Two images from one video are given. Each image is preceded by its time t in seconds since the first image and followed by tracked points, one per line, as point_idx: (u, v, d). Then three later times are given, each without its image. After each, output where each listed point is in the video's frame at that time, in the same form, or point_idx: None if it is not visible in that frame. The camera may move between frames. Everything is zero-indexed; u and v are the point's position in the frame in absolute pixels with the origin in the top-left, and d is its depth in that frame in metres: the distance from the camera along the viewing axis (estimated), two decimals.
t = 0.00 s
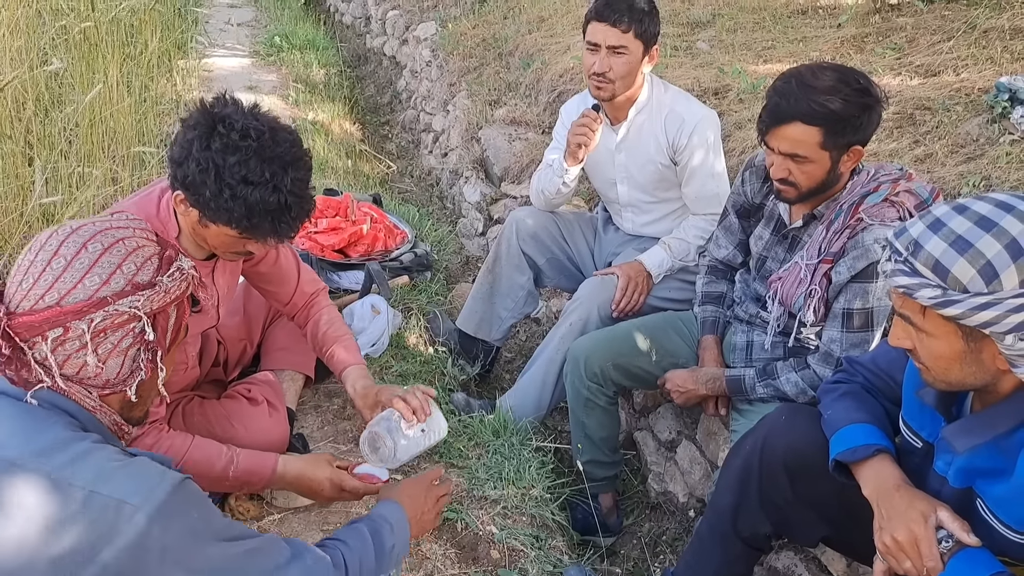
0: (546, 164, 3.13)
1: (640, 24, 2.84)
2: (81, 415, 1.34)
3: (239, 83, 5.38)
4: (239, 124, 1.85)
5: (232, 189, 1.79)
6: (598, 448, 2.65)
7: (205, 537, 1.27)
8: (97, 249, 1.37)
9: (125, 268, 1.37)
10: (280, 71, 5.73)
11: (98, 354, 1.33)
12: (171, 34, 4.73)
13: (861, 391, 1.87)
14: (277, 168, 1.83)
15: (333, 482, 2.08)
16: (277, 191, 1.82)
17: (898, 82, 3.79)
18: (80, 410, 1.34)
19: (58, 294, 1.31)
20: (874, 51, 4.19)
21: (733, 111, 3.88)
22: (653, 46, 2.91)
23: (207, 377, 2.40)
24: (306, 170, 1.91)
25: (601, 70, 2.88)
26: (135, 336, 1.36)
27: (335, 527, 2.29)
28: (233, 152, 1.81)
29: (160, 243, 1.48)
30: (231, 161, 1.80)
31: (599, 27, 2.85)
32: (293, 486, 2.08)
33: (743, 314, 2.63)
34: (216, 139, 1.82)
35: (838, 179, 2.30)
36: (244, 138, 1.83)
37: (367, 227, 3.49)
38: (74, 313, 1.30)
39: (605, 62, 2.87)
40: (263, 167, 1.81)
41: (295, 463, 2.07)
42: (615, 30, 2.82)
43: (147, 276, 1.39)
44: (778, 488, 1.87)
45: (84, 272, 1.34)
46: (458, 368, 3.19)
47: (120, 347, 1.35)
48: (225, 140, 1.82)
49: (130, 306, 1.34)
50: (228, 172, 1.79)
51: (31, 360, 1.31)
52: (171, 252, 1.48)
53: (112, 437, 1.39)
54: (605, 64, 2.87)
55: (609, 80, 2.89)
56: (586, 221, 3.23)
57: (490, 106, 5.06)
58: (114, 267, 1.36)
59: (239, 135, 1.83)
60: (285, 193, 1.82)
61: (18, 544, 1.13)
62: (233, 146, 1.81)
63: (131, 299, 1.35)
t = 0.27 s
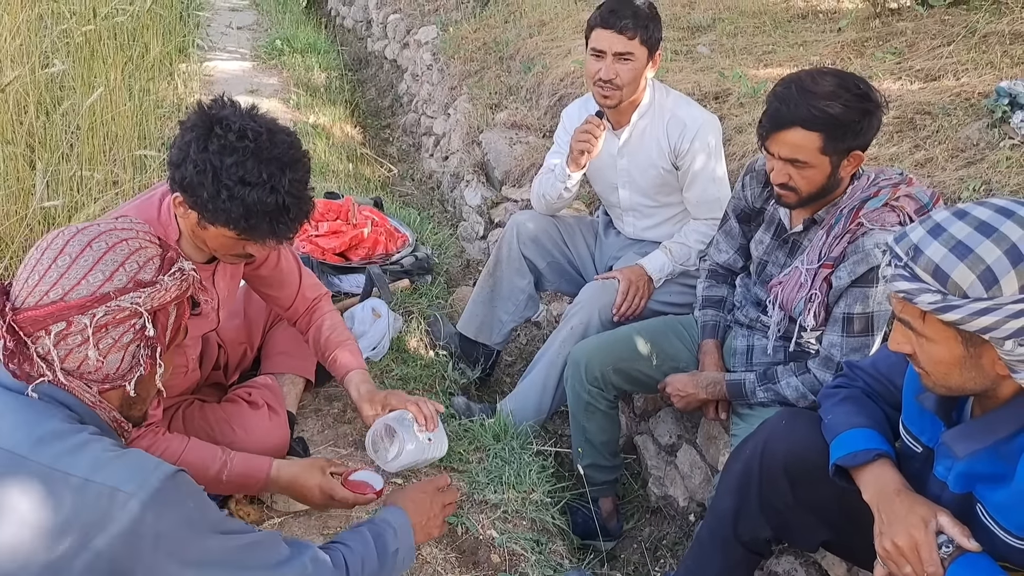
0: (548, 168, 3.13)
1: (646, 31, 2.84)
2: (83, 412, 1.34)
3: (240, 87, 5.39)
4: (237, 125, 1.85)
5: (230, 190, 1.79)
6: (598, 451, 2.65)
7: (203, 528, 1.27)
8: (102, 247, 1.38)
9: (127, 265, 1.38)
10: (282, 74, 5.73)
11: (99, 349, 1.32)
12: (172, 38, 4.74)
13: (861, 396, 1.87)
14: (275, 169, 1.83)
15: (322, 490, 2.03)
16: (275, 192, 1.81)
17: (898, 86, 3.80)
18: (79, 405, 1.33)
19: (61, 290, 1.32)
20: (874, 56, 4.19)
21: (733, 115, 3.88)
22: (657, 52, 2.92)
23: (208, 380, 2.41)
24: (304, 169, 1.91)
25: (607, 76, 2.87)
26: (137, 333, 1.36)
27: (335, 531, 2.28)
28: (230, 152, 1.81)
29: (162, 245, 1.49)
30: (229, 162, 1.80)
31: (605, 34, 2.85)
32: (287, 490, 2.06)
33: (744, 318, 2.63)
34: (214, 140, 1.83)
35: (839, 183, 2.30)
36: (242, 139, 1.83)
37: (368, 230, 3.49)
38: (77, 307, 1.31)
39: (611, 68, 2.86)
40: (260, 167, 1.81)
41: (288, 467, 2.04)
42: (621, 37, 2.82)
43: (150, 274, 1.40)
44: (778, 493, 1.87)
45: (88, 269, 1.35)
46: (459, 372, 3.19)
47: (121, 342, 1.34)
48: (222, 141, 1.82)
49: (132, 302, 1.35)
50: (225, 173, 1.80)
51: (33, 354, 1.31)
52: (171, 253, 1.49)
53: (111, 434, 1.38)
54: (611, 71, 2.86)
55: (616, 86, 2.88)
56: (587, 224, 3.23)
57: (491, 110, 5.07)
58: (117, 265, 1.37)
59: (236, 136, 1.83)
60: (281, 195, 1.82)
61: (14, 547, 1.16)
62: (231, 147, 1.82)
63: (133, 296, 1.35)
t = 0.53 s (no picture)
0: (549, 172, 3.13)
1: (649, 35, 2.85)
2: (69, 418, 1.34)
3: (242, 90, 5.40)
4: (233, 122, 1.86)
5: (226, 186, 1.80)
6: (600, 455, 2.65)
7: (186, 540, 1.25)
8: (86, 251, 1.39)
9: (112, 269, 1.39)
10: (284, 78, 5.74)
11: (83, 354, 1.33)
12: (174, 41, 4.74)
13: (863, 401, 1.87)
14: (272, 166, 1.83)
15: (287, 502, 2.08)
16: (272, 189, 1.82)
17: (899, 90, 3.80)
18: (67, 411, 1.34)
19: (45, 295, 1.33)
20: (876, 59, 4.19)
21: (735, 119, 3.89)
22: (659, 56, 2.92)
23: (208, 384, 2.41)
24: (302, 168, 1.92)
25: (610, 81, 2.87)
26: (122, 337, 1.37)
27: (336, 535, 2.28)
28: (227, 149, 1.82)
29: (149, 247, 1.50)
30: (225, 158, 1.81)
31: (608, 38, 2.85)
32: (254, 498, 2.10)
33: (745, 322, 2.63)
34: (210, 137, 1.83)
35: (841, 188, 2.30)
36: (239, 136, 1.84)
37: (369, 234, 3.50)
38: (61, 312, 1.32)
39: (614, 73, 2.86)
40: (257, 164, 1.82)
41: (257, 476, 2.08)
42: (623, 41, 2.82)
43: (135, 277, 1.40)
44: (781, 497, 1.87)
45: (72, 272, 1.36)
46: (461, 376, 3.18)
47: (105, 347, 1.35)
48: (219, 138, 1.83)
49: (116, 306, 1.35)
50: (222, 170, 1.80)
51: (19, 359, 1.32)
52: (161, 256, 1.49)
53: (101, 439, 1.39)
54: (614, 75, 2.86)
55: (619, 90, 2.88)
56: (589, 228, 3.23)
57: (492, 113, 5.07)
58: (101, 268, 1.38)
59: (233, 133, 1.84)
60: (278, 193, 1.82)
61: (11, 552, 1.12)
62: (228, 143, 1.83)
63: (117, 299, 1.36)
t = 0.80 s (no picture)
0: (551, 176, 3.13)
1: (649, 38, 2.85)
2: (68, 427, 1.32)
3: (244, 95, 5.41)
4: (234, 122, 1.86)
5: (226, 186, 1.80)
6: (602, 460, 2.65)
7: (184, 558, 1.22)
8: (86, 259, 1.40)
9: (112, 278, 1.39)
10: (285, 82, 5.75)
11: (81, 364, 1.32)
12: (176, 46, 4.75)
13: (865, 405, 1.86)
14: (272, 167, 1.84)
15: (273, 500, 2.10)
16: (272, 189, 1.82)
17: (901, 95, 3.80)
18: (66, 421, 1.33)
19: (44, 303, 1.33)
20: (878, 64, 4.19)
21: (737, 123, 3.89)
22: (660, 59, 2.93)
23: (209, 389, 2.40)
24: (303, 170, 1.92)
25: (610, 83, 2.87)
26: (120, 348, 1.36)
27: (337, 540, 2.27)
28: (227, 149, 1.83)
29: (152, 257, 1.49)
30: (225, 158, 1.81)
31: (609, 40, 2.86)
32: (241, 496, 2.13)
33: (747, 326, 2.63)
34: (211, 137, 1.84)
35: (843, 193, 2.30)
36: (239, 136, 1.84)
37: (371, 238, 3.49)
38: (58, 320, 1.31)
39: (615, 75, 2.86)
40: (257, 164, 1.82)
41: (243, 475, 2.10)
42: (624, 44, 2.83)
43: (135, 287, 1.40)
44: (783, 502, 1.86)
45: (71, 280, 1.36)
46: (462, 381, 3.18)
47: (103, 357, 1.34)
48: (220, 138, 1.83)
49: (115, 316, 1.35)
50: (222, 170, 1.81)
51: (16, 368, 1.31)
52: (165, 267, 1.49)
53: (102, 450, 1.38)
54: (614, 78, 2.86)
55: (619, 93, 2.88)
56: (591, 233, 3.23)
57: (494, 118, 5.08)
58: (101, 277, 1.38)
59: (234, 133, 1.85)
60: (278, 193, 1.83)
61: (13, 556, 1.12)
62: (228, 143, 1.83)
63: (115, 309, 1.35)
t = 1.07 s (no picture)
0: (554, 182, 3.13)
1: (653, 43, 2.85)
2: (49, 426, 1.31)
3: (247, 100, 5.41)
4: (236, 119, 1.87)
5: (229, 182, 1.80)
6: (604, 466, 2.65)
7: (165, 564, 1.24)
8: (76, 260, 1.41)
9: (97, 279, 1.39)
10: (288, 88, 5.76)
11: (57, 361, 1.30)
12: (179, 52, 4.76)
13: (868, 412, 1.85)
14: (274, 163, 1.84)
15: (273, 496, 2.09)
16: (275, 185, 1.83)
17: (904, 101, 3.80)
18: (48, 420, 1.32)
19: (31, 301, 1.35)
20: (880, 70, 4.20)
21: (739, 129, 3.89)
22: (663, 65, 2.93)
23: (211, 395, 2.40)
24: (303, 167, 1.92)
25: (614, 88, 2.88)
26: (98, 347, 1.32)
27: (338, 547, 2.27)
28: (229, 146, 1.83)
29: (150, 263, 1.48)
30: (227, 156, 1.81)
31: (612, 45, 2.86)
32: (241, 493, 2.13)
33: (750, 332, 2.62)
34: (213, 135, 1.84)
35: (846, 199, 2.30)
36: (240, 134, 1.85)
37: (373, 244, 3.49)
38: (39, 317, 1.31)
39: (618, 81, 2.86)
40: (259, 161, 1.83)
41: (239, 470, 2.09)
42: (628, 49, 2.83)
43: (120, 288, 1.38)
44: (785, 508, 1.86)
45: (58, 280, 1.38)
46: (464, 386, 3.17)
47: (79, 355, 1.31)
48: (222, 136, 1.84)
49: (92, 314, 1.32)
50: (225, 168, 1.81)
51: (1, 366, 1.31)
52: (162, 273, 1.47)
53: (87, 451, 1.36)
54: (618, 83, 2.86)
55: (623, 97, 2.88)
56: (593, 238, 3.22)
57: (497, 124, 5.08)
58: (87, 277, 1.38)
59: (235, 131, 1.84)
60: (281, 189, 1.83)
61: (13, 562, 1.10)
62: (230, 140, 1.83)
63: (93, 307, 1.34)
